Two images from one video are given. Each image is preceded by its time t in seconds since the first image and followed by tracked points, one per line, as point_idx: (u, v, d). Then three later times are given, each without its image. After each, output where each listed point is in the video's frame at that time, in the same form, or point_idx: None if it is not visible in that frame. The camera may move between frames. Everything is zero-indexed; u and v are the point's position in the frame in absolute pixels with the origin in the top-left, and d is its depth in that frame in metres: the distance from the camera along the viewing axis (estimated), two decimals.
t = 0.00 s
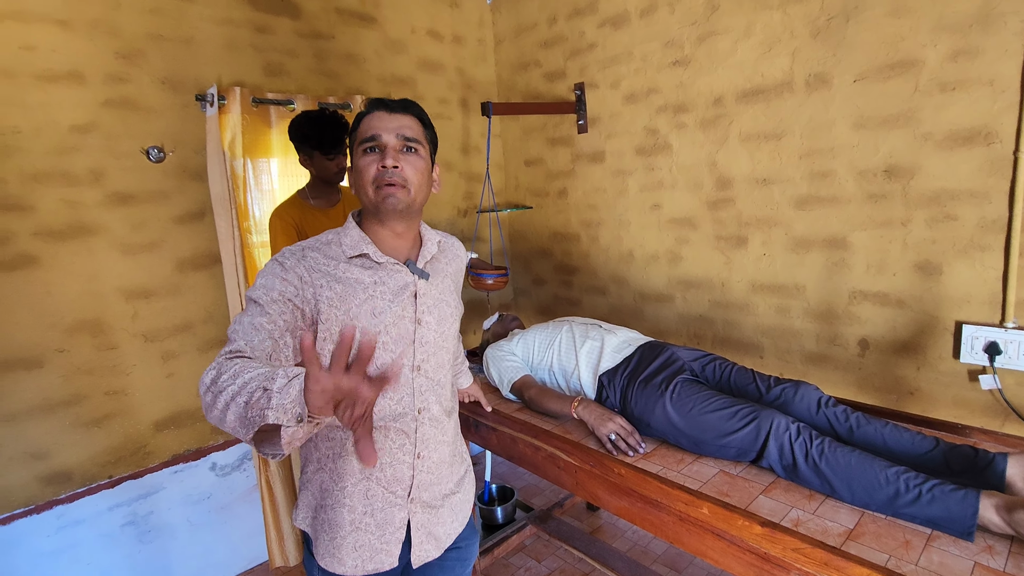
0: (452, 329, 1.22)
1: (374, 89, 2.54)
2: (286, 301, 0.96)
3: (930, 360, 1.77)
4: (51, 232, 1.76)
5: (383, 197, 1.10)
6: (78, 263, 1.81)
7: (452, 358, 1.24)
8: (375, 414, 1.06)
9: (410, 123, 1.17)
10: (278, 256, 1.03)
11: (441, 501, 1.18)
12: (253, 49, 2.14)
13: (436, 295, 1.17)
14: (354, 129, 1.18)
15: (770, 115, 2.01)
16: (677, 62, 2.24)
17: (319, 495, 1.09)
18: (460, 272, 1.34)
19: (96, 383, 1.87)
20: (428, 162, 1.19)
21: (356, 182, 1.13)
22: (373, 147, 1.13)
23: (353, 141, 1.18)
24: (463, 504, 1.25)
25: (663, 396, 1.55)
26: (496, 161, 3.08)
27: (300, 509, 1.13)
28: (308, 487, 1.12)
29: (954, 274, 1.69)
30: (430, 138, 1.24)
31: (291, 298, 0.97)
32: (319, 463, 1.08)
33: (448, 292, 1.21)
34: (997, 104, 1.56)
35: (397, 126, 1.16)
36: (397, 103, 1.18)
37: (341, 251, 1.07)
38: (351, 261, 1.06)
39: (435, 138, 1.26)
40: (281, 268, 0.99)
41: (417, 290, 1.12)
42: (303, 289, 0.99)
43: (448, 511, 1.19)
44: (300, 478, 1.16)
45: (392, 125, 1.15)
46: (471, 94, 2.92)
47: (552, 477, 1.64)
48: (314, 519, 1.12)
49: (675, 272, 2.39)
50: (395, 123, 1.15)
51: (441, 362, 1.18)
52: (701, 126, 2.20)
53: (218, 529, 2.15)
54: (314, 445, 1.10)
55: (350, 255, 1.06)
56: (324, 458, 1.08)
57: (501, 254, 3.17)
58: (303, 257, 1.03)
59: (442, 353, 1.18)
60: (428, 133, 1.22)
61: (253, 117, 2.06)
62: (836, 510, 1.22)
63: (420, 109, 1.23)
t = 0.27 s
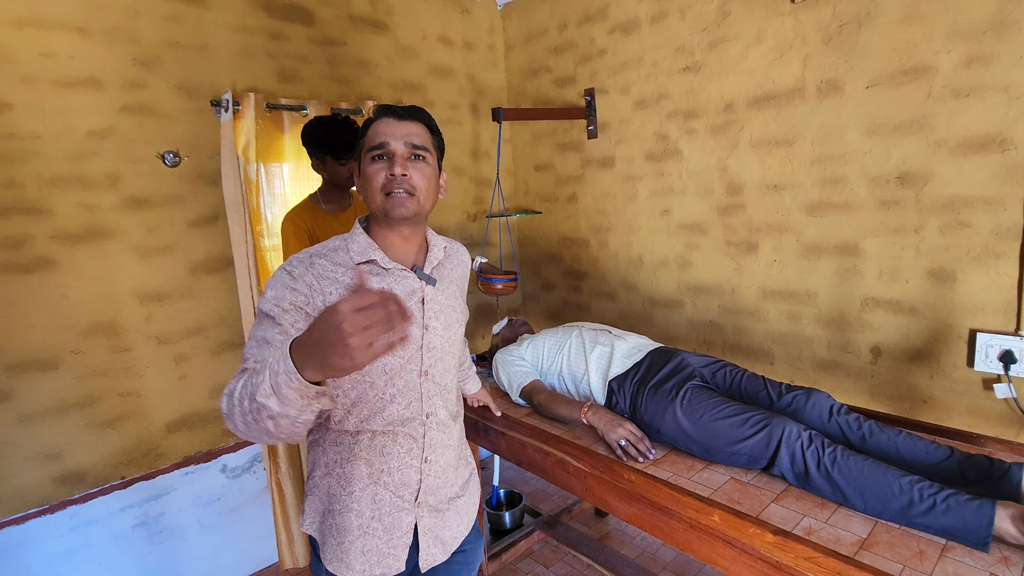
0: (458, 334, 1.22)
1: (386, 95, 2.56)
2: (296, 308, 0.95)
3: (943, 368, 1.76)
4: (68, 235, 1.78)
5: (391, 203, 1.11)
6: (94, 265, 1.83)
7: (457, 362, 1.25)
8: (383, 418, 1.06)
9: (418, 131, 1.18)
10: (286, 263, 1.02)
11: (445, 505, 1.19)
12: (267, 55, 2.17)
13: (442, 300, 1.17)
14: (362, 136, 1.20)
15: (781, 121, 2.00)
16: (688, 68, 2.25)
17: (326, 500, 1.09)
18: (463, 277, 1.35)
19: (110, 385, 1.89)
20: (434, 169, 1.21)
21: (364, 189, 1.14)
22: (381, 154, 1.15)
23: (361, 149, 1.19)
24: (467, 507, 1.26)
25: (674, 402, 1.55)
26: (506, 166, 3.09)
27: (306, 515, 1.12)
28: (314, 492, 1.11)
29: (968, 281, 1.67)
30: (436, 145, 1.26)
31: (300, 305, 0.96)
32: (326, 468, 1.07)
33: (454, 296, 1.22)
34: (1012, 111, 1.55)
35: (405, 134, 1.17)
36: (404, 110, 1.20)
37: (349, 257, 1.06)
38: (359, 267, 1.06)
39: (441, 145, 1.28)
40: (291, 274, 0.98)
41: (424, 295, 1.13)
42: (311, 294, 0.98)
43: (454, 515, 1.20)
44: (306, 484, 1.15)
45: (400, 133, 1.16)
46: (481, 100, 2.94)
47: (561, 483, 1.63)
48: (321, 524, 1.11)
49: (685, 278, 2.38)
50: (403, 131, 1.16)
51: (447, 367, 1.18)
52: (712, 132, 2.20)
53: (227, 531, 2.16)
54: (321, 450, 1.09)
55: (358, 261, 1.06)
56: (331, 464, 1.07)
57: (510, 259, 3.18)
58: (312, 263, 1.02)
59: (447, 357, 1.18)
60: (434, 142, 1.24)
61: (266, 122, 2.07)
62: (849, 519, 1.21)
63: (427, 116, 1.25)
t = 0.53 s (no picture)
0: (460, 338, 1.22)
1: (394, 98, 2.57)
2: (302, 319, 0.95)
3: (953, 372, 1.75)
4: (81, 237, 1.80)
5: (396, 222, 1.12)
6: (106, 267, 1.85)
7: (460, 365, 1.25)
8: (386, 422, 1.07)
9: (426, 145, 1.15)
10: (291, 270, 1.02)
11: (446, 507, 1.19)
12: (277, 59, 2.18)
13: (445, 305, 1.17)
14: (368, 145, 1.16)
15: (790, 124, 2.00)
16: (696, 71, 2.25)
17: (328, 499, 1.10)
18: (466, 281, 1.34)
19: (121, 386, 1.90)
20: (442, 182, 1.19)
21: (371, 204, 1.15)
22: (387, 170, 1.13)
23: (368, 158, 1.17)
24: (469, 507, 1.27)
25: (682, 405, 1.55)
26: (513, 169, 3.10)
27: (308, 512, 1.14)
28: (317, 491, 1.13)
29: (979, 285, 1.67)
30: (445, 153, 1.23)
31: (307, 313, 0.97)
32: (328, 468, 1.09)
33: (456, 301, 1.23)
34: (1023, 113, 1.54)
35: (412, 149, 1.14)
36: (412, 121, 1.16)
37: (354, 263, 1.05)
38: (364, 273, 1.05)
39: (450, 153, 1.24)
40: (297, 282, 0.99)
41: (429, 301, 1.11)
42: (319, 304, 1.00)
43: (455, 515, 1.21)
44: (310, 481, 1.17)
45: (408, 148, 1.13)
46: (488, 102, 2.95)
47: (569, 485, 1.64)
48: (323, 522, 1.13)
49: (692, 280, 2.38)
50: (411, 147, 1.13)
51: (449, 371, 1.18)
52: (720, 135, 2.20)
53: (236, 532, 2.17)
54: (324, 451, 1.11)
55: (363, 267, 1.05)
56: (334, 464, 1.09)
57: (517, 261, 3.18)
58: (317, 270, 1.02)
59: (450, 361, 1.18)
60: (442, 151, 1.21)
61: (277, 125, 2.10)
62: (860, 523, 1.20)
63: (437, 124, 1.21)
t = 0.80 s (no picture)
0: (454, 339, 1.22)
1: (398, 98, 2.57)
2: (296, 323, 0.94)
3: (958, 373, 1.74)
4: (88, 237, 1.81)
5: (390, 217, 1.12)
6: (112, 267, 1.86)
7: (454, 366, 1.24)
8: (379, 422, 1.07)
9: (418, 141, 1.17)
10: (285, 272, 1.01)
11: (440, 507, 1.19)
12: (282, 60, 2.19)
13: (439, 307, 1.16)
14: (362, 144, 1.18)
15: (794, 124, 2.00)
16: (699, 71, 2.24)
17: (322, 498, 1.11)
18: (463, 284, 1.34)
19: (126, 384, 1.91)
20: (434, 180, 1.20)
21: (364, 200, 1.15)
22: (380, 165, 1.14)
23: (361, 158, 1.18)
24: (465, 508, 1.26)
25: (685, 405, 1.55)
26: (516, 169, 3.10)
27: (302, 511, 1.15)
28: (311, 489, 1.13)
29: (983, 286, 1.66)
30: (437, 153, 1.25)
31: (302, 316, 0.96)
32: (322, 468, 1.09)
33: (451, 303, 1.22)
34: None
35: (405, 145, 1.15)
36: (404, 120, 1.18)
37: (347, 265, 1.05)
38: (357, 275, 1.05)
39: (441, 152, 1.26)
40: (290, 284, 0.98)
41: (422, 303, 1.11)
42: (314, 307, 0.98)
43: (450, 515, 1.20)
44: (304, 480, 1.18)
45: (400, 145, 1.15)
46: (492, 103, 2.95)
47: (573, 486, 1.65)
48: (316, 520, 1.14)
49: (696, 281, 2.38)
50: (403, 142, 1.15)
51: (443, 372, 1.18)
52: (723, 135, 2.20)
53: (240, 531, 2.18)
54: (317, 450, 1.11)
55: (356, 269, 1.05)
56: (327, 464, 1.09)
57: (520, 261, 3.18)
58: (311, 273, 1.01)
59: (444, 362, 1.17)
60: (434, 150, 1.23)
61: (281, 125, 2.10)
62: (863, 524, 1.20)
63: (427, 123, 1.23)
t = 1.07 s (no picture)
0: (444, 337, 1.21)
1: (398, 96, 2.57)
2: (279, 318, 0.95)
3: (960, 372, 1.74)
4: (87, 235, 1.81)
5: (377, 210, 1.12)
6: (112, 265, 1.86)
7: (445, 364, 1.23)
8: (367, 419, 1.07)
9: (402, 135, 1.18)
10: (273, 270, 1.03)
11: (431, 506, 1.18)
12: (282, 58, 2.19)
13: (428, 304, 1.15)
14: (347, 141, 1.19)
15: (794, 122, 1.99)
16: (700, 69, 2.24)
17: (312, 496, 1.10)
18: (455, 282, 1.32)
19: (126, 383, 1.91)
20: (419, 173, 1.21)
21: (350, 195, 1.15)
22: (365, 159, 1.15)
23: (346, 154, 1.19)
24: (458, 507, 1.25)
25: (686, 404, 1.54)
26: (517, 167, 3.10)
27: (292, 512, 1.13)
28: (301, 489, 1.12)
29: (986, 284, 1.65)
30: (422, 149, 1.26)
31: (287, 311, 0.97)
32: (312, 466, 1.09)
33: (440, 300, 1.20)
34: None
35: (390, 139, 1.17)
36: (389, 115, 1.19)
37: (334, 262, 1.06)
38: (344, 271, 1.06)
39: (426, 148, 1.28)
40: (277, 281, 0.99)
41: (409, 299, 1.11)
42: (299, 302, 0.99)
43: (442, 514, 1.19)
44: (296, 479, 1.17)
45: (384, 138, 1.16)
46: (492, 101, 2.95)
47: (573, 484, 1.64)
48: (307, 520, 1.13)
49: (696, 279, 2.37)
50: (387, 136, 1.16)
51: (433, 369, 1.17)
52: (724, 133, 2.19)
53: (240, 529, 2.18)
54: (307, 448, 1.11)
55: (343, 265, 1.06)
56: (317, 461, 1.09)
57: (520, 260, 3.18)
58: (297, 270, 1.02)
59: (434, 359, 1.17)
60: (419, 145, 1.24)
61: (280, 124, 2.09)
62: (864, 523, 1.20)
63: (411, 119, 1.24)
